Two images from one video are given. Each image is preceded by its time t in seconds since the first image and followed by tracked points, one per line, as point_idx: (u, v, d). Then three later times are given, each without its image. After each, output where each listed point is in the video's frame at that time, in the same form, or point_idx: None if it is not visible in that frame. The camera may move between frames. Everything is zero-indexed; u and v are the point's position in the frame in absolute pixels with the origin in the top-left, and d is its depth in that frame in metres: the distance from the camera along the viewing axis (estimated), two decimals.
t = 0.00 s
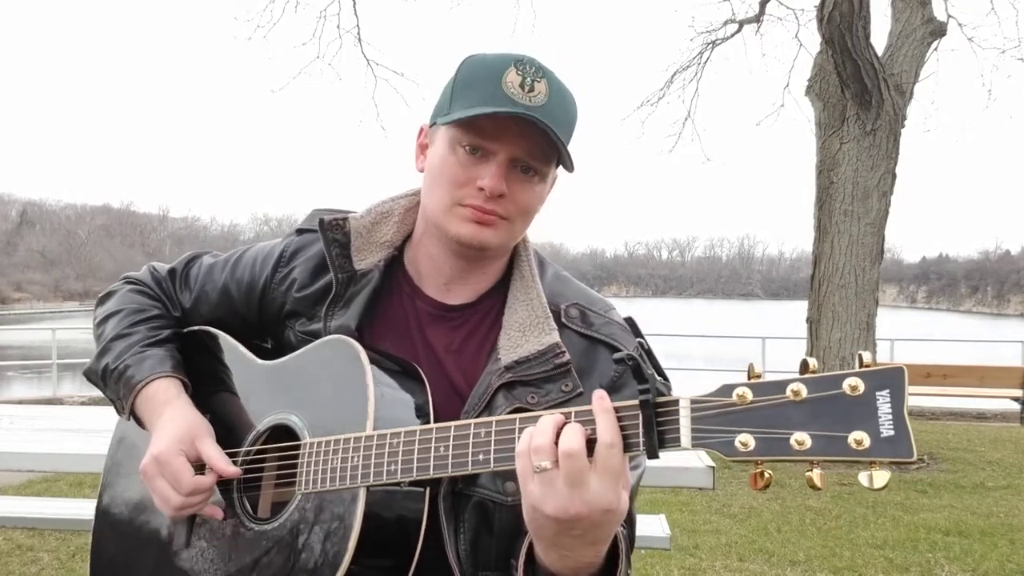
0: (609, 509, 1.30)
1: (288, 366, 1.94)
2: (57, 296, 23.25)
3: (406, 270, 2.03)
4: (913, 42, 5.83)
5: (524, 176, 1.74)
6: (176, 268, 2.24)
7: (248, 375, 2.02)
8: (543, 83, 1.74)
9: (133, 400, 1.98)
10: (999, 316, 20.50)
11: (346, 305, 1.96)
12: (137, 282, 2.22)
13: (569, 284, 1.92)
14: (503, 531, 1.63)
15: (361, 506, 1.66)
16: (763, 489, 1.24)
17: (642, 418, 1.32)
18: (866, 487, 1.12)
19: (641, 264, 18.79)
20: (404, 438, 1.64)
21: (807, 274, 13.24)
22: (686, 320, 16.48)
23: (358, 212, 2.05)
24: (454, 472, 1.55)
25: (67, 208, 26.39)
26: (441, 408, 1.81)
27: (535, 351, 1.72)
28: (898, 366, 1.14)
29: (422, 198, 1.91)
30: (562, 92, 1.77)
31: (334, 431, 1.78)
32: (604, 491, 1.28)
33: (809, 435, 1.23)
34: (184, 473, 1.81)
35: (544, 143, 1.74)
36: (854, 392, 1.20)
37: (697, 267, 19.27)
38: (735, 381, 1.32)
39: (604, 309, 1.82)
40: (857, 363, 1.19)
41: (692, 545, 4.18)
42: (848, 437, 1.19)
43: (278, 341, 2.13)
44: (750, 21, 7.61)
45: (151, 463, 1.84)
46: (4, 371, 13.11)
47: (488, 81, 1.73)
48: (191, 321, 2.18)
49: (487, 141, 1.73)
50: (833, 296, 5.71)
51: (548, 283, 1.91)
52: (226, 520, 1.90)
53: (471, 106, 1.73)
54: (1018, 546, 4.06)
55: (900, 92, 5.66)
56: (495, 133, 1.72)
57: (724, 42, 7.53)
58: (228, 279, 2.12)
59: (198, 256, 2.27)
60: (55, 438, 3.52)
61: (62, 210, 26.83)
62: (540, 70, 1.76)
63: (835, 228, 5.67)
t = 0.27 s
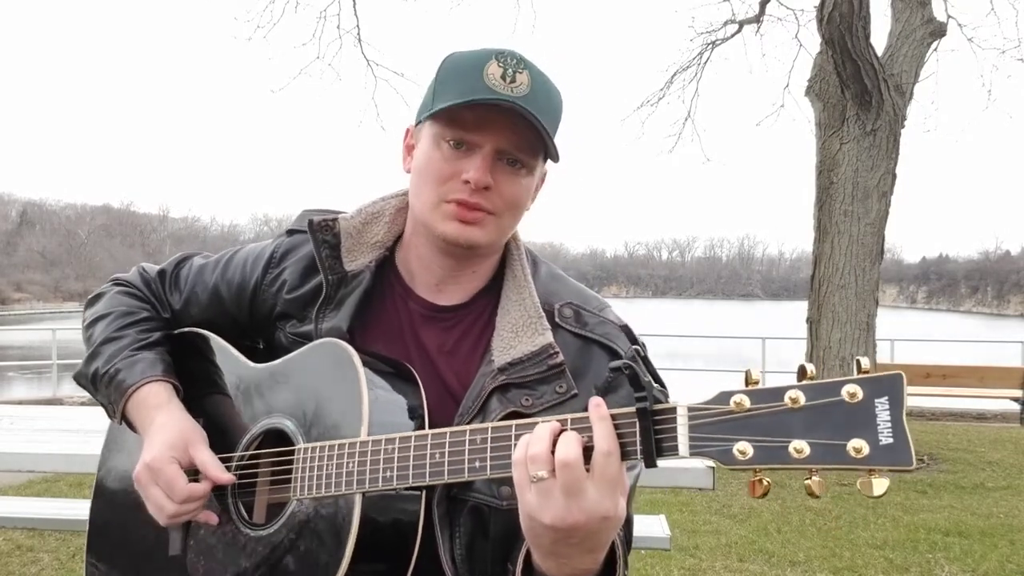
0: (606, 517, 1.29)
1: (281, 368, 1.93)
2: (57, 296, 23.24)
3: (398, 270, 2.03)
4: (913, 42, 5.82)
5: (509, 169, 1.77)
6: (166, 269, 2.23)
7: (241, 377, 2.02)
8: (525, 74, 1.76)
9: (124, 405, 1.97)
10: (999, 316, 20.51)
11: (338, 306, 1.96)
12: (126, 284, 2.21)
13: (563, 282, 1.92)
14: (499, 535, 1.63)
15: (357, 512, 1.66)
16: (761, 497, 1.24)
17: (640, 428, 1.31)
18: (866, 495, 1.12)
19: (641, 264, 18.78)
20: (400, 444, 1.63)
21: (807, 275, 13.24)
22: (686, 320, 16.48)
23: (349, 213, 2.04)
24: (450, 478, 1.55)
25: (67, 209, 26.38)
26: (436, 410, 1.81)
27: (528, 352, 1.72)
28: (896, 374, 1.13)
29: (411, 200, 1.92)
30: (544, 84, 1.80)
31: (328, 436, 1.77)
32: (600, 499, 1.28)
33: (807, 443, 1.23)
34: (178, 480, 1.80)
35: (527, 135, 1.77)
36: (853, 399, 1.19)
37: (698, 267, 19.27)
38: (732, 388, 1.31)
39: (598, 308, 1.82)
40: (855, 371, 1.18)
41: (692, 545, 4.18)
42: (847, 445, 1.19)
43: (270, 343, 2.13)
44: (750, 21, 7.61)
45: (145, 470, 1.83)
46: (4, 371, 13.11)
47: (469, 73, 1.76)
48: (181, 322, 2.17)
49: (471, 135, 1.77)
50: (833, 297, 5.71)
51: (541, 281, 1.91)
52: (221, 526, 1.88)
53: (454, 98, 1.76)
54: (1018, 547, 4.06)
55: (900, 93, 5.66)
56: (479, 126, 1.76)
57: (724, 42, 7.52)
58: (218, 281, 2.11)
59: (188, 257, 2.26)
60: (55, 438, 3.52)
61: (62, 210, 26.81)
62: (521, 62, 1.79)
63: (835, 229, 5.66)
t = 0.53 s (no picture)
0: (604, 527, 1.29)
1: (275, 369, 1.91)
2: (57, 296, 23.27)
3: (391, 272, 2.02)
4: (913, 42, 5.82)
5: (498, 164, 1.77)
6: (158, 268, 2.23)
7: (234, 379, 2.00)
8: (513, 67, 1.77)
9: (117, 407, 1.96)
10: (999, 316, 20.51)
11: (330, 308, 1.96)
12: (118, 283, 2.20)
13: (560, 281, 1.92)
14: (495, 541, 1.63)
15: (353, 518, 1.65)
16: (760, 507, 1.23)
17: (637, 442, 1.31)
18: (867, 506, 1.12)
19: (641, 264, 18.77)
20: (396, 449, 1.63)
21: (807, 274, 13.23)
22: (687, 320, 16.47)
23: (340, 213, 2.04)
24: (446, 485, 1.55)
25: (67, 209, 26.36)
26: (431, 413, 1.81)
27: (524, 354, 1.71)
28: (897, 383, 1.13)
29: (402, 202, 1.92)
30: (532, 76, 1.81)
31: (322, 440, 1.76)
32: (599, 508, 1.27)
33: (806, 453, 1.23)
34: (173, 486, 1.79)
35: (516, 130, 1.77)
36: (853, 409, 1.19)
37: (698, 267, 19.26)
38: (731, 396, 1.30)
39: (595, 308, 1.81)
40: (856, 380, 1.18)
41: (692, 545, 4.18)
42: (847, 455, 1.19)
43: (262, 343, 2.12)
44: (750, 20, 7.60)
45: (139, 476, 1.82)
46: (4, 371, 13.11)
47: (457, 69, 1.77)
48: (173, 322, 2.17)
49: (459, 131, 1.78)
50: (833, 297, 5.70)
51: (537, 281, 1.90)
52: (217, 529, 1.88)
53: (440, 93, 1.77)
54: (1019, 547, 4.05)
55: (900, 92, 5.65)
56: (467, 122, 1.77)
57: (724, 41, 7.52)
58: (210, 280, 2.11)
59: (181, 256, 2.26)
60: (54, 437, 3.51)
61: (62, 210, 26.76)
62: (509, 56, 1.80)
63: (835, 228, 5.66)
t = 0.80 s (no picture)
0: (603, 534, 1.29)
1: (272, 369, 1.91)
2: (58, 296, 23.27)
3: (388, 272, 2.03)
4: (913, 42, 5.82)
5: (492, 163, 1.77)
6: (153, 267, 2.22)
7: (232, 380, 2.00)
8: (509, 66, 1.78)
9: (112, 407, 1.96)
10: (1000, 316, 20.51)
11: (326, 308, 1.96)
12: (112, 282, 2.20)
13: (558, 281, 1.91)
14: (495, 544, 1.64)
15: (351, 521, 1.65)
16: (761, 516, 1.24)
17: (638, 454, 1.31)
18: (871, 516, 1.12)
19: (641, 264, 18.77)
20: (393, 454, 1.63)
21: (807, 275, 13.23)
22: (687, 320, 16.48)
23: (337, 213, 2.04)
24: (445, 490, 1.55)
25: (67, 209, 26.35)
26: (429, 414, 1.81)
27: (522, 355, 1.71)
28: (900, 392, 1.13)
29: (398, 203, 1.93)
30: (528, 75, 1.81)
31: (320, 441, 1.76)
32: (598, 516, 1.28)
33: (807, 462, 1.23)
34: (169, 490, 1.80)
35: (510, 128, 1.78)
36: (855, 418, 1.19)
37: (698, 267, 19.26)
38: (731, 404, 1.30)
39: (595, 308, 1.81)
40: (857, 388, 1.19)
41: (692, 545, 4.18)
42: (849, 464, 1.19)
43: (258, 343, 2.12)
44: (750, 20, 7.61)
45: (135, 479, 1.82)
46: (5, 371, 13.11)
47: (452, 67, 1.78)
48: (169, 321, 2.16)
49: (453, 129, 1.78)
50: (833, 297, 5.71)
51: (535, 282, 1.90)
52: (214, 531, 1.88)
53: (435, 92, 1.77)
54: (1019, 547, 4.05)
55: (900, 92, 5.65)
56: (461, 120, 1.77)
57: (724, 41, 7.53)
58: (205, 280, 2.10)
59: (176, 255, 2.25)
60: (54, 437, 3.51)
61: (62, 209, 26.75)
62: (505, 54, 1.80)
63: (835, 229, 5.66)
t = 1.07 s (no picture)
0: (603, 534, 1.29)
1: (272, 368, 1.91)
2: (57, 295, 23.28)
3: (389, 270, 2.02)
4: (913, 41, 5.81)
5: (490, 160, 1.77)
6: (153, 265, 2.22)
7: (232, 378, 2.00)
8: (509, 63, 1.78)
9: (112, 406, 1.96)
10: (1000, 316, 20.50)
11: (326, 306, 1.95)
12: (112, 280, 2.19)
13: (559, 280, 1.91)
14: (495, 543, 1.64)
15: (351, 522, 1.65)
16: (762, 517, 1.24)
17: (637, 457, 1.31)
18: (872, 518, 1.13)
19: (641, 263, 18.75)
20: (393, 454, 1.62)
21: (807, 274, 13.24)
22: (687, 319, 16.48)
23: (339, 211, 2.03)
24: (444, 491, 1.55)
25: (67, 208, 26.33)
26: (429, 412, 1.81)
27: (523, 354, 1.71)
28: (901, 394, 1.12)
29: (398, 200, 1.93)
30: (529, 73, 1.81)
31: (320, 441, 1.76)
32: (597, 517, 1.28)
33: (808, 463, 1.23)
34: (170, 487, 1.79)
35: (509, 125, 1.78)
36: (855, 420, 1.19)
37: (698, 266, 19.25)
38: (731, 405, 1.30)
39: (595, 306, 1.81)
40: (858, 390, 1.18)
41: (691, 545, 4.17)
42: (850, 466, 1.19)
43: (258, 341, 2.12)
44: (750, 20, 7.60)
45: (136, 477, 1.82)
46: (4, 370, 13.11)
47: (451, 63, 1.78)
48: (168, 319, 2.16)
49: (452, 125, 1.79)
50: (833, 296, 5.70)
51: (535, 280, 1.90)
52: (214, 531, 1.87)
53: (434, 87, 1.78)
54: (1019, 546, 4.05)
55: (900, 92, 5.65)
56: (460, 116, 1.78)
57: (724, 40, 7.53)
58: (205, 278, 2.10)
59: (176, 253, 2.25)
60: (54, 437, 3.51)
61: (61, 209, 26.73)
62: (505, 52, 1.80)
63: (835, 228, 5.66)
